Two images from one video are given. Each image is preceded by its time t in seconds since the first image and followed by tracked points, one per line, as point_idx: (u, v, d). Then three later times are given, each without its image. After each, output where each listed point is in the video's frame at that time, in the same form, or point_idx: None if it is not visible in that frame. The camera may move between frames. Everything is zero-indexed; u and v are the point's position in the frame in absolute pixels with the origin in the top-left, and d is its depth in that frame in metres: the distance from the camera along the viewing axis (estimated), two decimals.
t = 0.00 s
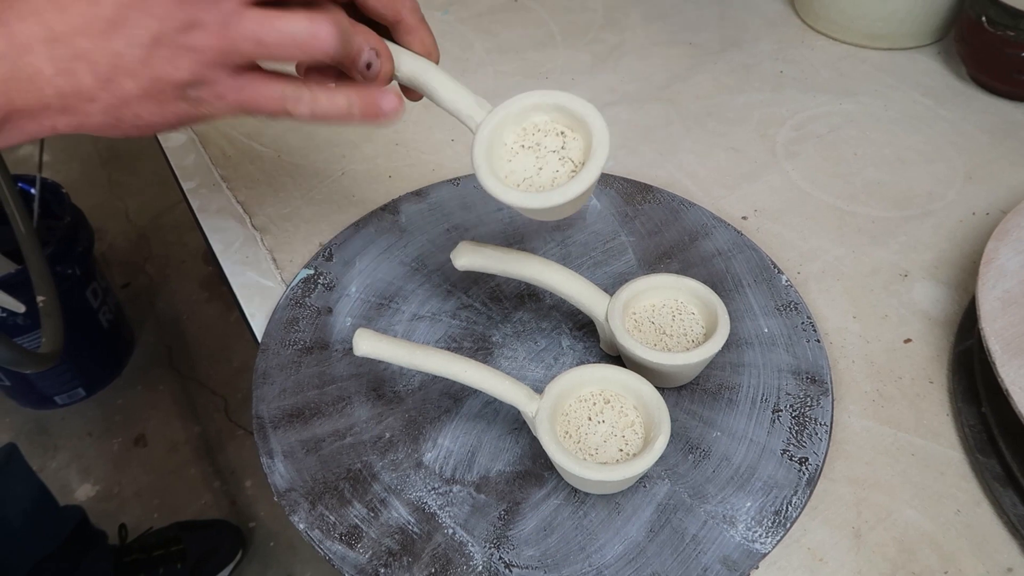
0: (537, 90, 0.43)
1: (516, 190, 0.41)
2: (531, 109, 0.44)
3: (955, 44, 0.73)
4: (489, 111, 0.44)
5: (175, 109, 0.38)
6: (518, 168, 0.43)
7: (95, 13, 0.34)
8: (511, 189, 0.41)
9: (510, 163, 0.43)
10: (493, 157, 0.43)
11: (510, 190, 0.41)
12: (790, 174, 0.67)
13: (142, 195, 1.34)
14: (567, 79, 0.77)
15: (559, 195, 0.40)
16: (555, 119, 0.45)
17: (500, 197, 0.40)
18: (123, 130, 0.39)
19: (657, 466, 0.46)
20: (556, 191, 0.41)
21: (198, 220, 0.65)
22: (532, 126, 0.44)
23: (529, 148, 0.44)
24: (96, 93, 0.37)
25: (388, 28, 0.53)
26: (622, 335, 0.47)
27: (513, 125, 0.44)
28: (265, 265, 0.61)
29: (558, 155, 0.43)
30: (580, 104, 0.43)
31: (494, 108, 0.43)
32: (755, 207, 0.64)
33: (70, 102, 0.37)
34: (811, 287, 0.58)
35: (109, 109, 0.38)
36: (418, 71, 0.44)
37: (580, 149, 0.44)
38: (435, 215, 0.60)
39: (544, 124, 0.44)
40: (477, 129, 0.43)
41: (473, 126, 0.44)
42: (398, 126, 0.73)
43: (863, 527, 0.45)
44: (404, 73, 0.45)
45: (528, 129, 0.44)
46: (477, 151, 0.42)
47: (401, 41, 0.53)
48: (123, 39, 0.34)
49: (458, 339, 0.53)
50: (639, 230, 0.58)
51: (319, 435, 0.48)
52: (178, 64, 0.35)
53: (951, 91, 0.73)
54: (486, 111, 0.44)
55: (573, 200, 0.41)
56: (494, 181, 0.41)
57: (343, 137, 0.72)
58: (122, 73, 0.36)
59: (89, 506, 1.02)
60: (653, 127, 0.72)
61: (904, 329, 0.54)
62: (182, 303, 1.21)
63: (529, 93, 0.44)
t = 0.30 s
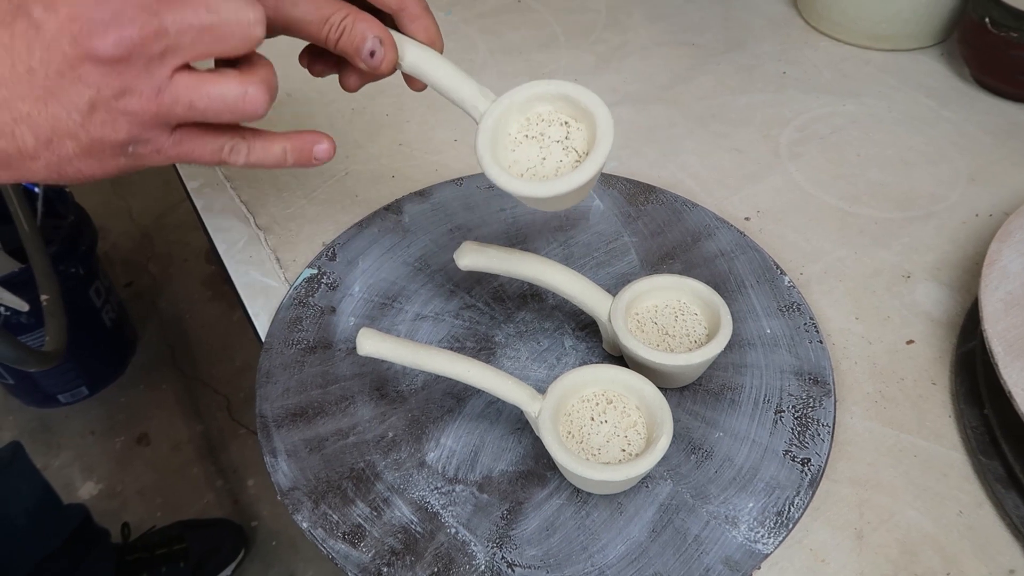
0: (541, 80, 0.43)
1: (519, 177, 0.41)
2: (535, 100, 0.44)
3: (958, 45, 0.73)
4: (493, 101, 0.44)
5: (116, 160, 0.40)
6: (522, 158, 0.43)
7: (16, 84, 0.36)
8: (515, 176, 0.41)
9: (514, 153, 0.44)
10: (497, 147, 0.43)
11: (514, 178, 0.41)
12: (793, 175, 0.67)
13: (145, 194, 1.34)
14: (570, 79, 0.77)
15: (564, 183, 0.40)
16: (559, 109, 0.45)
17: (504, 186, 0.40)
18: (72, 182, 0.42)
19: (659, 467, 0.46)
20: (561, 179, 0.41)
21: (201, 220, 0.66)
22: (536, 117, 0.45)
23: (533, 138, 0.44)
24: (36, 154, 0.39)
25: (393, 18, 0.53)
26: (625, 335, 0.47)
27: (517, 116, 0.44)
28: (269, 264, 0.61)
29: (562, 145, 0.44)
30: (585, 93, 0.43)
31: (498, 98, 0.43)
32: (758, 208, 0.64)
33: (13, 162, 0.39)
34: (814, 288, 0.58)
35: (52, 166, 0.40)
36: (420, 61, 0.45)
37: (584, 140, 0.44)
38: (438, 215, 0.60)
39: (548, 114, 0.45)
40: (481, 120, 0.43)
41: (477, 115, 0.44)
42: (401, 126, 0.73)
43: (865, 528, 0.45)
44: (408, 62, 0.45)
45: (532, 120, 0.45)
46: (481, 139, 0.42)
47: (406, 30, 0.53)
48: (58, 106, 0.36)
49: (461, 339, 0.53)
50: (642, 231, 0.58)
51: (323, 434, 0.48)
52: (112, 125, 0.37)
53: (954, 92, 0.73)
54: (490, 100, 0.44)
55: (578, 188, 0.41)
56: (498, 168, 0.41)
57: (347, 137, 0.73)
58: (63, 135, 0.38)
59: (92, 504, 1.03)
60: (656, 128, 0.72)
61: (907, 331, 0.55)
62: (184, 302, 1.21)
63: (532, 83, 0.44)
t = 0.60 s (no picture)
0: (542, 74, 0.44)
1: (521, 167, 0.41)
2: (535, 93, 0.45)
3: (960, 46, 0.73)
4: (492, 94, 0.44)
5: (127, 152, 0.41)
6: (523, 148, 0.43)
7: (21, 76, 0.36)
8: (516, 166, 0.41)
9: (514, 145, 0.44)
10: (497, 139, 0.43)
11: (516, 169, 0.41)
12: (795, 176, 0.67)
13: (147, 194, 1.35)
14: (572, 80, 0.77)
15: (565, 172, 0.40)
16: (560, 102, 0.45)
17: (505, 176, 0.41)
18: (82, 177, 0.43)
19: (659, 467, 0.46)
20: (563, 169, 0.41)
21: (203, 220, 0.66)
22: (536, 110, 0.45)
23: (533, 130, 0.44)
24: (44, 148, 0.40)
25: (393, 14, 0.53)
26: (625, 336, 0.47)
27: (517, 109, 0.44)
28: (270, 264, 0.61)
29: (563, 137, 0.44)
30: (586, 86, 0.43)
31: (498, 91, 0.44)
32: (759, 209, 0.64)
33: (21, 156, 0.40)
34: (816, 289, 0.58)
35: (61, 161, 0.41)
36: (420, 54, 0.44)
37: (585, 131, 0.44)
38: (439, 215, 0.60)
39: (548, 107, 0.45)
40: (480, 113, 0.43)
41: (477, 108, 0.44)
42: (403, 126, 0.74)
43: (865, 529, 0.45)
44: (408, 54, 0.45)
45: (533, 113, 0.45)
46: (481, 131, 0.42)
47: (406, 23, 0.53)
48: (64, 98, 0.37)
49: (462, 339, 0.53)
50: (643, 232, 0.58)
51: (324, 435, 0.48)
52: (119, 118, 0.38)
53: (956, 93, 0.73)
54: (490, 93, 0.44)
55: (580, 178, 0.41)
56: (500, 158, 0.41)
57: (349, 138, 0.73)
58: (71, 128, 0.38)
59: (95, 503, 1.03)
60: (658, 129, 0.72)
61: (908, 332, 0.54)
62: (186, 302, 1.22)
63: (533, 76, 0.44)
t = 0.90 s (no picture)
0: (546, 96, 0.44)
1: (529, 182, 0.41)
2: (539, 114, 0.45)
3: (961, 49, 0.73)
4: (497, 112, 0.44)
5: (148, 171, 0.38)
6: (528, 165, 0.43)
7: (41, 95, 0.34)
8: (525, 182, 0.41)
9: (518, 164, 0.43)
10: (503, 156, 0.43)
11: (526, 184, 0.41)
12: (795, 179, 0.67)
13: (149, 196, 1.35)
14: (573, 83, 0.78)
15: (577, 188, 0.41)
16: (562, 124, 0.45)
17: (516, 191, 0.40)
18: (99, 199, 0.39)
19: (660, 471, 0.46)
20: (573, 184, 0.41)
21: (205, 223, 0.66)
22: (539, 131, 0.45)
23: (537, 150, 0.44)
24: (68, 162, 0.36)
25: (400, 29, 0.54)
26: (626, 340, 0.47)
27: (520, 129, 0.45)
28: (272, 267, 0.61)
29: (565, 157, 0.44)
30: (589, 109, 0.44)
31: (503, 110, 0.44)
32: (760, 212, 0.64)
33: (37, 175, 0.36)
34: (816, 292, 0.58)
35: (82, 178, 0.37)
36: (428, 70, 0.45)
37: (588, 153, 0.44)
38: (440, 218, 0.60)
39: (550, 129, 0.45)
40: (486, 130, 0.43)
41: (482, 125, 0.44)
42: (404, 129, 0.74)
43: (865, 532, 0.46)
44: (415, 72, 0.45)
45: (536, 133, 0.45)
46: (490, 149, 0.42)
47: (413, 38, 0.53)
48: (91, 115, 0.35)
49: (463, 343, 0.53)
50: (644, 235, 0.59)
51: (326, 438, 0.49)
52: (145, 130, 0.36)
53: (956, 95, 0.73)
54: (494, 111, 0.44)
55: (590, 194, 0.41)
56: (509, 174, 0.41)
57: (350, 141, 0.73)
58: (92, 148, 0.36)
59: (97, 504, 1.03)
60: (659, 132, 0.72)
61: (908, 336, 0.55)
62: (188, 303, 1.22)
63: (537, 98, 0.45)
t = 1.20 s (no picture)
0: (546, 102, 0.45)
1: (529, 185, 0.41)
2: (538, 120, 0.45)
3: (961, 50, 0.73)
4: (496, 117, 0.44)
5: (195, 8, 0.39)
6: (526, 169, 0.44)
7: None
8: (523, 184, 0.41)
9: (517, 168, 0.44)
10: (502, 161, 0.43)
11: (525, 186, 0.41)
12: (795, 180, 0.67)
13: (150, 197, 1.35)
14: (573, 84, 0.78)
15: (574, 190, 0.41)
16: (562, 130, 0.46)
17: (513, 193, 0.41)
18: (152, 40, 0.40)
19: (660, 472, 0.46)
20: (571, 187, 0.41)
21: (206, 224, 0.66)
22: (539, 136, 0.45)
23: (536, 155, 0.44)
24: None
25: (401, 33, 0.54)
26: (625, 340, 0.47)
27: (520, 135, 0.45)
28: (273, 268, 0.61)
29: (565, 162, 0.44)
30: (590, 115, 0.44)
31: (502, 116, 0.44)
32: (760, 213, 0.64)
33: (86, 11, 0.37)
34: (816, 293, 0.58)
35: (131, 18, 0.39)
36: (428, 75, 0.45)
37: (587, 158, 0.44)
38: (441, 219, 0.60)
39: (550, 135, 0.45)
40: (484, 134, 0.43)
41: (481, 130, 0.44)
42: (405, 130, 0.74)
43: (865, 533, 0.46)
44: (415, 76, 0.46)
45: (535, 139, 0.45)
46: (488, 152, 0.42)
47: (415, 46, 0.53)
48: None
49: (463, 344, 0.53)
50: (644, 236, 0.59)
51: (326, 438, 0.49)
52: None
53: (956, 96, 0.73)
54: (493, 117, 0.44)
55: (587, 197, 0.41)
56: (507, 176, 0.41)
57: (351, 142, 0.73)
58: None
59: (98, 505, 1.03)
60: (659, 133, 0.72)
61: (908, 336, 0.55)
62: (190, 305, 1.22)
63: (537, 104, 0.45)
